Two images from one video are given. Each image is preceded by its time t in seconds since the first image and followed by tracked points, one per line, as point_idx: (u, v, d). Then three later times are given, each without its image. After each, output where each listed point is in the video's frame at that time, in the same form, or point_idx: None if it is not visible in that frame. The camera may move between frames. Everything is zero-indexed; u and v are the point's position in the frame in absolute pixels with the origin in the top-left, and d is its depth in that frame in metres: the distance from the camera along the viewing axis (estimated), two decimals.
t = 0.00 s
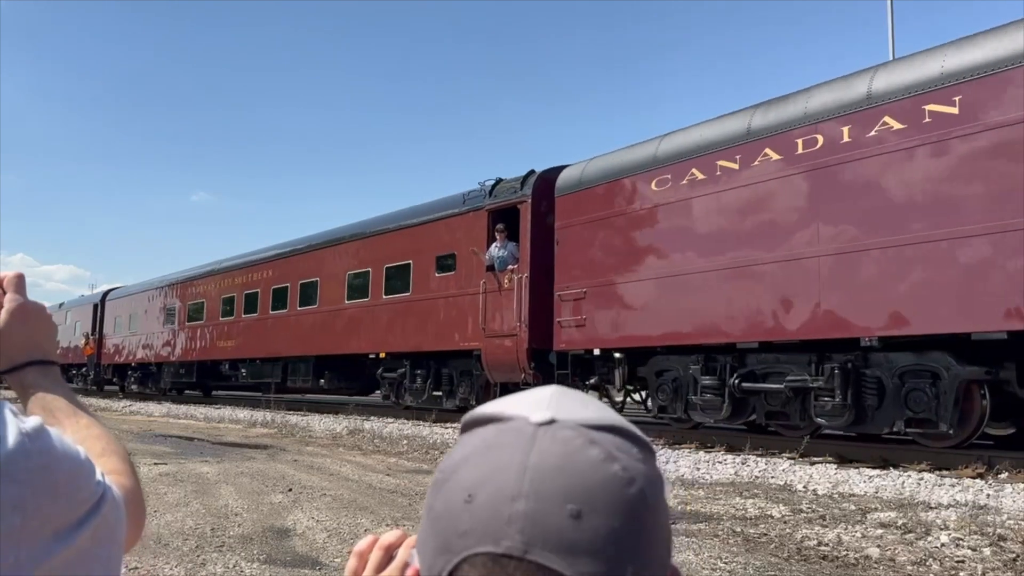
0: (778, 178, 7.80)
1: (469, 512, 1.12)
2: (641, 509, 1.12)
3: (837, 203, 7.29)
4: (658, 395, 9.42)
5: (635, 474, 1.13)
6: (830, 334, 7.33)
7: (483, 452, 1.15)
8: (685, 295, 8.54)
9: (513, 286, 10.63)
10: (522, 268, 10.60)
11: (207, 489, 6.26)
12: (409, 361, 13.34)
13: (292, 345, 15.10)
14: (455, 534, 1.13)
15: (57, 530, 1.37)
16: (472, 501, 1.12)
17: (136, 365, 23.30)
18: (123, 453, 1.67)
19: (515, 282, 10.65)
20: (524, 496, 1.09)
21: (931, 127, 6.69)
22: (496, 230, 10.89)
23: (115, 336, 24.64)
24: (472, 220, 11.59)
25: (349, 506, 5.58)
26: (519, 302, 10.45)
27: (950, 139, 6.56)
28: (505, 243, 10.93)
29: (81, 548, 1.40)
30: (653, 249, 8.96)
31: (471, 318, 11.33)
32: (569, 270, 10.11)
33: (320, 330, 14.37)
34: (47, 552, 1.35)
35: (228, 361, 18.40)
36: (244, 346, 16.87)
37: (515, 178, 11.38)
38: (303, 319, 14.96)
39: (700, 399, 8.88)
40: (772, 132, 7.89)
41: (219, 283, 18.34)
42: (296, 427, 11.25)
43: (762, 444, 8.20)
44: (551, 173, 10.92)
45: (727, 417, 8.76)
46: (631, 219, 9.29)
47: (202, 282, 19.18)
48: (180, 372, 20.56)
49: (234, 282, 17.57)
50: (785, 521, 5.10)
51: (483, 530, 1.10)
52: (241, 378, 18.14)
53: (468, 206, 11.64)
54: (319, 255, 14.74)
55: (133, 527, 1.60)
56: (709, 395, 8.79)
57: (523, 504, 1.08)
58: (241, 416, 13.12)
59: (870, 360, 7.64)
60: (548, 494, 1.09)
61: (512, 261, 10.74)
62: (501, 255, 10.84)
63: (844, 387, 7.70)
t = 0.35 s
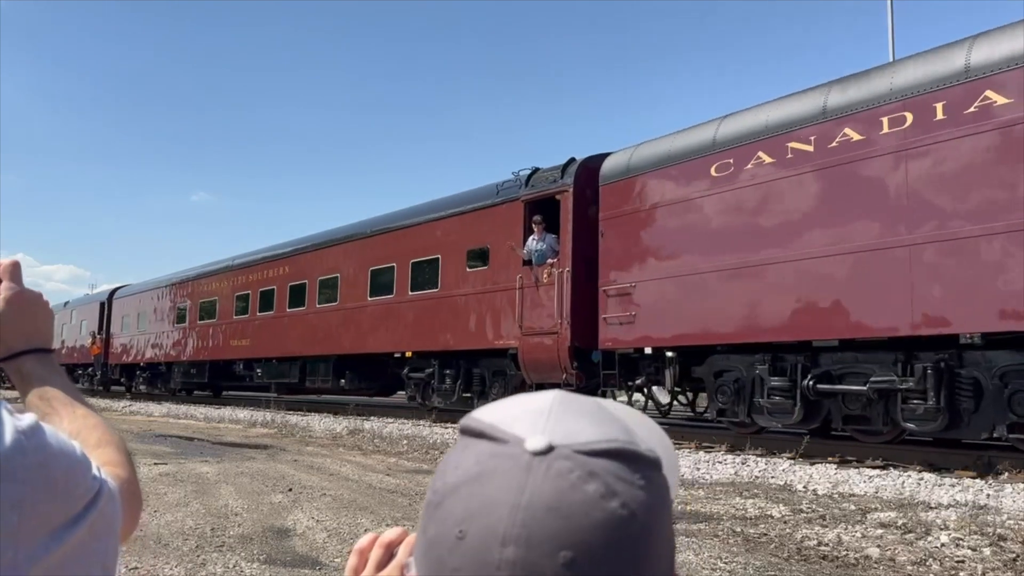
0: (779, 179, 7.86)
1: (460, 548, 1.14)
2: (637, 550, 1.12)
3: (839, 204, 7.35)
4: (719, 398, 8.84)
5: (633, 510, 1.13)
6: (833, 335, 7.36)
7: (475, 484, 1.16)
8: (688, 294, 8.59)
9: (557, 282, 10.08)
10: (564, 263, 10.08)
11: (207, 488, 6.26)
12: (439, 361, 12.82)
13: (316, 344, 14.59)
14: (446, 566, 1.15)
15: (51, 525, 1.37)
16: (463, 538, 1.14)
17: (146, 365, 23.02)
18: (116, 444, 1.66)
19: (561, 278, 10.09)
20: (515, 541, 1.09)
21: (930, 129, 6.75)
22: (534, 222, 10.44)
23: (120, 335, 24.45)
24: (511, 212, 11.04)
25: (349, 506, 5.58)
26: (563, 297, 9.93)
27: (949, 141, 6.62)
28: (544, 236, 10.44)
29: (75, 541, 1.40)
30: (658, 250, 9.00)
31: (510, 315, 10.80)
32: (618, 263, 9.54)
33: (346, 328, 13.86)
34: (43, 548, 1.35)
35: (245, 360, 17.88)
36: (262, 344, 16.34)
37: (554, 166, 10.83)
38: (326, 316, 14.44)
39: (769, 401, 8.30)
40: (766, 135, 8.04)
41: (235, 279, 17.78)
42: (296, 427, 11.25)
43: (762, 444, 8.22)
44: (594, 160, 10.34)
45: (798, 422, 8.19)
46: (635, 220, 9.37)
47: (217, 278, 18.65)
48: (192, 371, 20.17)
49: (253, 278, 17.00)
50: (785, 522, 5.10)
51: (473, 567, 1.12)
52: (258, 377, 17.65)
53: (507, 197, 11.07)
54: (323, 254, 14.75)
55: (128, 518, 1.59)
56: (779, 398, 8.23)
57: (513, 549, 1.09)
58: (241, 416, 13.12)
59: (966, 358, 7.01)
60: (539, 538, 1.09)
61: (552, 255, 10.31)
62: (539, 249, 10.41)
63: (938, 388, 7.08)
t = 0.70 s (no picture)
0: (778, 180, 7.91)
1: (453, 549, 1.14)
2: (629, 549, 1.11)
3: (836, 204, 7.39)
4: (796, 401, 8.15)
5: (626, 509, 1.13)
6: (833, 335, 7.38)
7: (467, 484, 1.16)
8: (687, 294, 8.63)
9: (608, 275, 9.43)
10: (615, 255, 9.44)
11: (207, 488, 6.26)
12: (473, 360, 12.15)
13: (339, 342, 13.96)
14: (439, 567, 1.15)
15: (51, 521, 1.37)
16: (455, 538, 1.14)
17: (157, 364, 22.45)
18: (115, 431, 1.65)
19: (615, 271, 9.43)
20: (506, 540, 1.10)
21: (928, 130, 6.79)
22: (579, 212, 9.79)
23: (128, 334, 24.26)
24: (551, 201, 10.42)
25: (349, 506, 5.58)
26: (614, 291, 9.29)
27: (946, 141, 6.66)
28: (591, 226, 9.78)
29: (74, 535, 1.40)
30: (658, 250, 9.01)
31: (552, 311, 10.15)
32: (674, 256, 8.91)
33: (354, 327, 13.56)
34: (43, 544, 1.36)
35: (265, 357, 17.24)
36: (280, 343, 15.69)
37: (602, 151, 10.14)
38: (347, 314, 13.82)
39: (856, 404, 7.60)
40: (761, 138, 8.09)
41: (252, 276, 17.14)
42: (296, 427, 11.24)
43: (763, 444, 8.27)
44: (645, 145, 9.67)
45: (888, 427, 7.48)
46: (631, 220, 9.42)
47: (232, 274, 18.02)
48: (206, 369, 19.63)
49: (271, 273, 16.33)
50: (785, 522, 5.10)
51: (466, 567, 1.12)
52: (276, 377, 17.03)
53: (546, 185, 10.47)
54: (324, 254, 14.73)
55: (127, 505, 1.59)
56: (867, 400, 7.53)
57: (504, 549, 1.09)
58: (241, 416, 13.11)
59: None
60: (530, 537, 1.09)
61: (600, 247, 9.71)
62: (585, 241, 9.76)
63: None
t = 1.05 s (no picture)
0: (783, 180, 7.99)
1: (451, 547, 1.14)
2: (627, 548, 1.11)
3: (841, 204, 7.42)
4: (883, 403, 7.58)
5: (624, 507, 1.13)
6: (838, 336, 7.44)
7: (465, 483, 1.16)
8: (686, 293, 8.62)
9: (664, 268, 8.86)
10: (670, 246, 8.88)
11: (207, 488, 6.26)
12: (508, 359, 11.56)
13: (357, 341, 13.19)
14: (438, 566, 1.15)
15: (51, 520, 1.37)
16: (453, 536, 1.14)
17: (166, 364, 21.74)
18: (115, 425, 1.65)
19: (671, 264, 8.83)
20: (504, 538, 1.10)
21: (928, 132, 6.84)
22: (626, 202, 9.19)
23: (135, 333, 24.05)
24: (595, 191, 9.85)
25: (349, 506, 5.58)
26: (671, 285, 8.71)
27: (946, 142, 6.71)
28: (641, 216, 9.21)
29: (74, 533, 1.40)
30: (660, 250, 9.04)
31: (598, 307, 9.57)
32: (735, 247, 8.35)
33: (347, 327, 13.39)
34: (43, 544, 1.36)
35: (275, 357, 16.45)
36: (292, 342, 14.89)
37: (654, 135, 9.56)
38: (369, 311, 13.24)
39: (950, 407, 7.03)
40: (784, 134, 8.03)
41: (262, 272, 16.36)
42: (296, 427, 11.25)
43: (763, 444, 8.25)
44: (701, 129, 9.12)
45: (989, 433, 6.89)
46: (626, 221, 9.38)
47: (240, 269, 17.25)
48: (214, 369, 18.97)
49: (284, 269, 15.55)
50: (785, 522, 5.09)
51: (463, 565, 1.12)
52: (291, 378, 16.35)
53: (591, 172, 9.84)
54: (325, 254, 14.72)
55: (126, 500, 1.59)
56: (964, 403, 6.95)
57: (502, 546, 1.10)
58: (241, 416, 13.11)
59: None
60: (528, 535, 1.09)
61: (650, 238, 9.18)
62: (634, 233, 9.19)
63: None
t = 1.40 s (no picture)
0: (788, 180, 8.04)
1: (433, 553, 1.16)
2: (606, 555, 1.10)
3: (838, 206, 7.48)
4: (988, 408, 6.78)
5: (603, 513, 1.12)
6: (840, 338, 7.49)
7: (446, 490, 1.18)
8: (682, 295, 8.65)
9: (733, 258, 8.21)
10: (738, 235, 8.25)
11: (207, 488, 6.26)
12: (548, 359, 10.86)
13: (388, 339, 12.61)
14: (422, 572, 1.17)
15: (51, 519, 1.37)
16: (434, 543, 1.16)
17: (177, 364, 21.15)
18: (116, 423, 1.65)
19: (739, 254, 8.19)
20: (480, 546, 1.11)
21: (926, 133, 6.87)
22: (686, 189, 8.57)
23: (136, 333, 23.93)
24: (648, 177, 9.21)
25: (349, 506, 5.58)
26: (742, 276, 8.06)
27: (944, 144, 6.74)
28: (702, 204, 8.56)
29: (74, 533, 1.41)
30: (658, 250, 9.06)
31: (651, 301, 8.93)
32: (811, 236, 7.74)
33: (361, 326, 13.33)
34: (43, 544, 1.36)
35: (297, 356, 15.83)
36: (317, 341, 14.33)
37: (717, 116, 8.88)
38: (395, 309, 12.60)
39: None
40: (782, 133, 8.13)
41: (283, 269, 15.81)
42: (296, 427, 11.25)
43: (763, 445, 8.26)
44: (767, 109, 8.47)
45: None
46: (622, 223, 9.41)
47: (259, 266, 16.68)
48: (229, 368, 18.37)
49: (308, 265, 14.99)
50: (785, 522, 5.09)
51: (445, 571, 1.14)
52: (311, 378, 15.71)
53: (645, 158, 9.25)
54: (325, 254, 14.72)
55: (127, 499, 1.59)
56: None
57: (478, 554, 1.11)
58: (241, 416, 13.11)
59: None
60: (504, 542, 1.10)
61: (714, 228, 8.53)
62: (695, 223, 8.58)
63: None
